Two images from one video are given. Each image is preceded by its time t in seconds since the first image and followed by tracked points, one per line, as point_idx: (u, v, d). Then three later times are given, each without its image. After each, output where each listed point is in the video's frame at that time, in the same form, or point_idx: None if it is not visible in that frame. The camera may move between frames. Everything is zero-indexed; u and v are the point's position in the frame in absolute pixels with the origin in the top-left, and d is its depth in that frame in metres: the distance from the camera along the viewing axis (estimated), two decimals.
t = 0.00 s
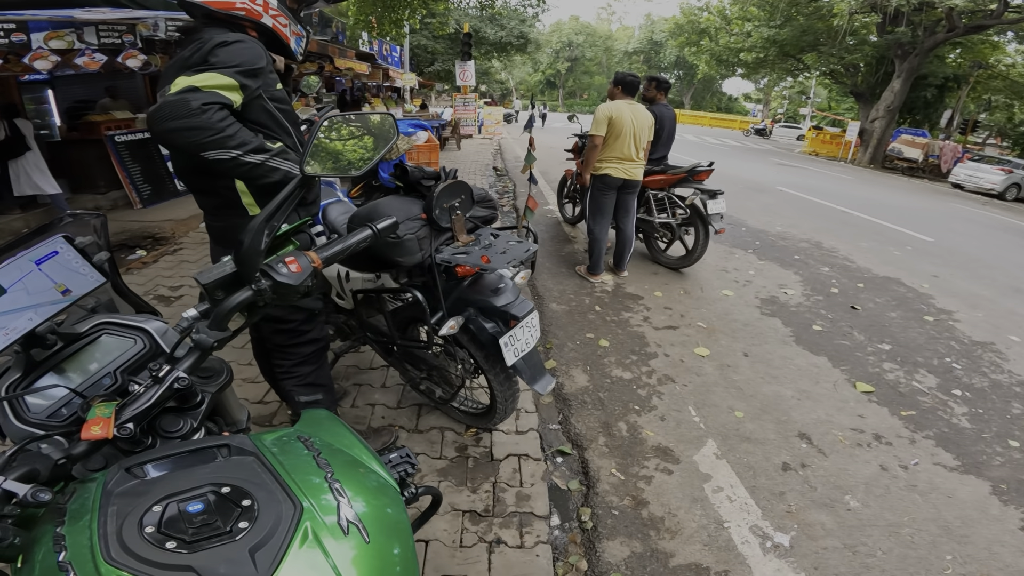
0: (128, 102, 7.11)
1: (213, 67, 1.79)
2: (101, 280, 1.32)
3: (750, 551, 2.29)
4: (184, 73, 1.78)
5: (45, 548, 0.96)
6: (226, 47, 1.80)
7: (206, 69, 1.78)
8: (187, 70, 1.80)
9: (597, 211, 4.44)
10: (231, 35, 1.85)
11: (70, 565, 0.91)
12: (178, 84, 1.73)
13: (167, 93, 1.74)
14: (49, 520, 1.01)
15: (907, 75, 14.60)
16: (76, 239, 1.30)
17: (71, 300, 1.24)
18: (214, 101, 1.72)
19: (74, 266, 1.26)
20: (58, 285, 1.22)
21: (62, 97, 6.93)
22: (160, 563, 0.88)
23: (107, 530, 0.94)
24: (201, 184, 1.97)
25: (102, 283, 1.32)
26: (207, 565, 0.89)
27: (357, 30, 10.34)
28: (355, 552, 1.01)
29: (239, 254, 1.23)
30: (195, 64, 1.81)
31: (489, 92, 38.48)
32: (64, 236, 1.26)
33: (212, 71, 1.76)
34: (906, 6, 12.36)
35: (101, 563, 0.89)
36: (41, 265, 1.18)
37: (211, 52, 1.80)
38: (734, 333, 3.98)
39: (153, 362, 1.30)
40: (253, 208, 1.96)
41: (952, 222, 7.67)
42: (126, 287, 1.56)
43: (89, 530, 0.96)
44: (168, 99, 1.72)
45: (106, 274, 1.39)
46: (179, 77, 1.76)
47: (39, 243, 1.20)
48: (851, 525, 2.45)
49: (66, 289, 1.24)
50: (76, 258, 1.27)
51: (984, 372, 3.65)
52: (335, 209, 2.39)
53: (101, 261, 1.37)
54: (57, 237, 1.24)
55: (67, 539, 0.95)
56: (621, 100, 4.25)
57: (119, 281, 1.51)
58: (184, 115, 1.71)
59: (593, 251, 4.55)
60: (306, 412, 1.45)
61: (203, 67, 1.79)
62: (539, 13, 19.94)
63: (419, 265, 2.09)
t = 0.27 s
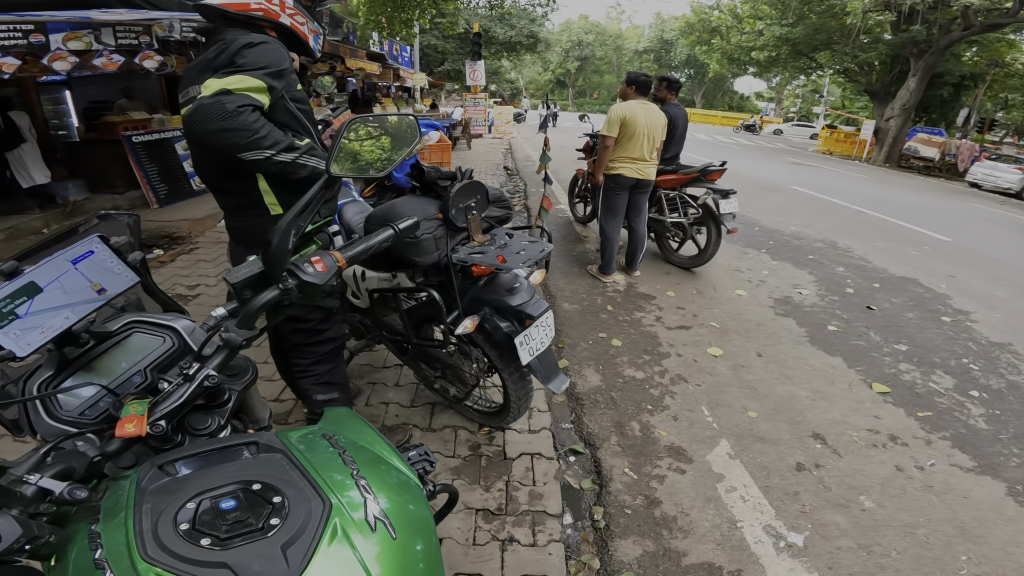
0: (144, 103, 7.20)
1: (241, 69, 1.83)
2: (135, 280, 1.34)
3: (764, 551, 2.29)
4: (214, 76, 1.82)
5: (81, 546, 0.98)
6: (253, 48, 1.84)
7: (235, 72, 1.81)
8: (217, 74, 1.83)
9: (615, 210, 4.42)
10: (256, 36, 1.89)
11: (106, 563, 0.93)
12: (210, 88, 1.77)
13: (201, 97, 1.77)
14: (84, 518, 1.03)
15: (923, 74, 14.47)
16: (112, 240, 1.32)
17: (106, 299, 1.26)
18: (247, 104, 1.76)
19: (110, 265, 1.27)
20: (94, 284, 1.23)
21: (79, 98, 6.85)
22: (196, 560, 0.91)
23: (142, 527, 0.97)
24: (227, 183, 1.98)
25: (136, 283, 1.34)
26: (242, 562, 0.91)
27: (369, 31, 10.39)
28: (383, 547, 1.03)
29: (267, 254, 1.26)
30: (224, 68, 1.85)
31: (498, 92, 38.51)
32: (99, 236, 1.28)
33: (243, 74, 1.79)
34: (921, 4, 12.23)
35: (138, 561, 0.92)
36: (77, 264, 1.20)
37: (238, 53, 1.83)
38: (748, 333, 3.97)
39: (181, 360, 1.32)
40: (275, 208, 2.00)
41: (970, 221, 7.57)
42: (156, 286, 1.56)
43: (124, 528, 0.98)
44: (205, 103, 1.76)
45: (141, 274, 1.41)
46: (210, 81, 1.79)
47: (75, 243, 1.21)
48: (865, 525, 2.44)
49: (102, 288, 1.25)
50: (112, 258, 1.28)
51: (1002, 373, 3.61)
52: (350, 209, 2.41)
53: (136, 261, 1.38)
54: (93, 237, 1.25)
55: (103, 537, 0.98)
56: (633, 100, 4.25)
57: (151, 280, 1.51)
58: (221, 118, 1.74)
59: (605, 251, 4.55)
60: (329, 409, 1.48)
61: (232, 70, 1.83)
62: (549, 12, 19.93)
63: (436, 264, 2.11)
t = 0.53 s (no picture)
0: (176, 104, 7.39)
1: (275, 75, 1.87)
2: (174, 276, 1.40)
3: (785, 554, 2.26)
4: (252, 86, 1.84)
5: (116, 537, 1.02)
6: (288, 56, 1.88)
7: (272, 81, 1.85)
8: (255, 83, 1.86)
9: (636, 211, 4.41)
10: (288, 42, 1.93)
11: (140, 554, 0.96)
12: (251, 100, 1.79)
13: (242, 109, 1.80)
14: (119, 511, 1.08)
15: (957, 71, 14.09)
16: (152, 237, 1.40)
17: (147, 295, 1.31)
18: (290, 119, 1.80)
19: (150, 262, 1.34)
20: (135, 281, 1.29)
21: (114, 100, 7.11)
22: (227, 551, 0.93)
23: (176, 519, 1.00)
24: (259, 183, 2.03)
25: (174, 279, 1.40)
26: (270, 554, 0.94)
27: (392, 32, 10.49)
28: (407, 542, 1.05)
29: (298, 251, 1.28)
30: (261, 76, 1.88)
31: (518, 91, 38.55)
32: (140, 234, 1.36)
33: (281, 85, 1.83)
34: None
35: (171, 551, 0.95)
36: (119, 261, 1.26)
37: (271, 59, 1.88)
38: (773, 335, 3.91)
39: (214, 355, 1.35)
40: (309, 206, 2.04)
41: (1009, 222, 7.33)
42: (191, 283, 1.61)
43: (158, 519, 1.02)
44: (248, 118, 1.77)
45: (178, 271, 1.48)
46: (249, 91, 1.82)
47: (119, 241, 1.28)
48: (890, 530, 2.39)
49: (143, 284, 1.31)
50: (151, 255, 1.36)
51: None
52: (375, 208, 2.45)
53: (175, 258, 1.45)
54: (135, 235, 1.34)
55: (139, 528, 1.01)
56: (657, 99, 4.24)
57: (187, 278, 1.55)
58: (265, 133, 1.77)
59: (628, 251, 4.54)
60: (354, 405, 1.50)
61: (269, 78, 1.86)
62: (570, 12, 19.87)
63: (459, 264, 2.13)
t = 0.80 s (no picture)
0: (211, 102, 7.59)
1: (304, 77, 1.91)
2: (211, 268, 1.43)
3: (807, 560, 2.21)
4: (281, 89, 1.90)
5: (147, 526, 1.05)
6: (317, 59, 1.92)
7: (301, 85, 1.90)
8: (284, 86, 1.92)
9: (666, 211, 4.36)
10: (318, 44, 1.96)
11: (168, 543, 0.99)
12: (280, 105, 1.86)
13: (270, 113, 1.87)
14: (152, 498, 1.12)
15: (1003, 70, 13.59)
16: (191, 230, 1.44)
17: (185, 286, 1.35)
18: (315, 127, 1.85)
19: (189, 255, 1.38)
20: (174, 272, 1.33)
21: (154, 98, 7.46)
22: (252, 541, 0.95)
23: (204, 508, 1.03)
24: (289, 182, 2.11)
25: (211, 271, 1.43)
26: (292, 544, 0.95)
27: (420, 31, 10.58)
28: (427, 536, 1.06)
29: (328, 246, 1.30)
30: (291, 77, 1.93)
31: (545, 91, 38.50)
32: (180, 226, 1.40)
33: (308, 91, 1.88)
34: None
35: (198, 540, 0.97)
36: (159, 253, 1.30)
37: (302, 61, 1.92)
38: (803, 338, 3.83)
39: (246, 346, 1.39)
40: (343, 200, 2.08)
41: None
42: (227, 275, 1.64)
43: (187, 508, 1.05)
44: (276, 126, 1.85)
45: (215, 264, 1.53)
46: (278, 94, 1.88)
47: (159, 233, 1.32)
48: (917, 538, 2.32)
49: (181, 276, 1.35)
50: (190, 248, 1.39)
51: None
52: (403, 205, 2.48)
53: (213, 250, 1.50)
54: (174, 228, 1.38)
55: (168, 517, 1.04)
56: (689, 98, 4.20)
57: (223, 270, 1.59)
58: (291, 141, 1.84)
59: (655, 251, 4.50)
60: (379, 399, 1.52)
61: (298, 81, 1.91)
62: (597, 10, 19.74)
63: (485, 261, 2.14)
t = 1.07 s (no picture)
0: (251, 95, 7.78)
1: (345, 72, 1.93)
2: (260, 259, 1.47)
3: (834, 569, 2.17)
4: (324, 84, 1.92)
5: (192, 515, 1.09)
6: (359, 54, 1.93)
7: (342, 80, 1.92)
8: (327, 81, 1.94)
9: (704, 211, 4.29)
10: (359, 38, 1.97)
11: (212, 533, 1.02)
12: (323, 100, 1.88)
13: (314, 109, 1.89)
14: (196, 486, 1.15)
15: None
16: (243, 221, 1.48)
17: (237, 275, 1.38)
18: (357, 120, 1.87)
19: (240, 244, 1.42)
20: (227, 261, 1.36)
21: (200, 91, 7.54)
22: (295, 531, 0.98)
23: (248, 498, 1.05)
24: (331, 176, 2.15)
25: (260, 260, 1.47)
26: (333, 537, 0.97)
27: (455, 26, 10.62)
28: (463, 531, 1.07)
29: (374, 239, 1.34)
30: (333, 72, 1.96)
31: (577, 87, 38.27)
32: (233, 217, 1.44)
33: (350, 85, 1.89)
34: None
35: (241, 529, 1.00)
36: (213, 242, 1.34)
37: (343, 56, 1.94)
38: (842, 344, 3.73)
39: (289, 336, 1.42)
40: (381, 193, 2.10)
41: None
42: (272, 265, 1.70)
43: (231, 498, 1.07)
44: (319, 121, 1.87)
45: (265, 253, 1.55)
46: (321, 90, 1.90)
47: (213, 223, 1.35)
48: (949, 550, 2.26)
49: (233, 265, 1.38)
50: (242, 238, 1.43)
51: None
52: (438, 198, 2.49)
53: (264, 240, 1.52)
54: (227, 219, 1.42)
55: (212, 506, 1.07)
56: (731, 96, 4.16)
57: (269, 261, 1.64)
58: (334, 135, 1.87)
59: (690, 251, 4.43)
60: (414, 391, 1.54)
61: (340, 76, 1.93)
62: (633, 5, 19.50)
63: (521, 256, 2.15)
